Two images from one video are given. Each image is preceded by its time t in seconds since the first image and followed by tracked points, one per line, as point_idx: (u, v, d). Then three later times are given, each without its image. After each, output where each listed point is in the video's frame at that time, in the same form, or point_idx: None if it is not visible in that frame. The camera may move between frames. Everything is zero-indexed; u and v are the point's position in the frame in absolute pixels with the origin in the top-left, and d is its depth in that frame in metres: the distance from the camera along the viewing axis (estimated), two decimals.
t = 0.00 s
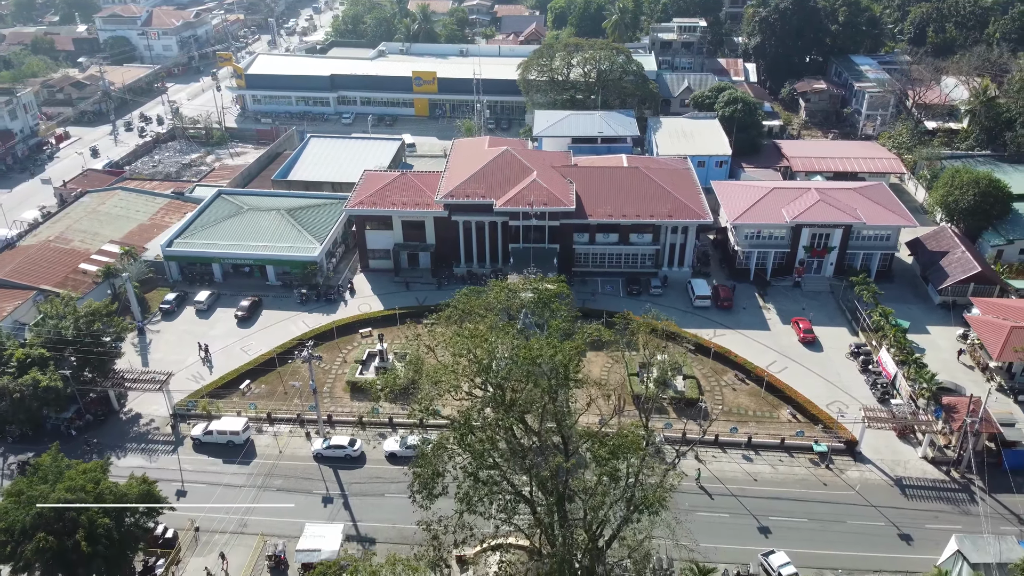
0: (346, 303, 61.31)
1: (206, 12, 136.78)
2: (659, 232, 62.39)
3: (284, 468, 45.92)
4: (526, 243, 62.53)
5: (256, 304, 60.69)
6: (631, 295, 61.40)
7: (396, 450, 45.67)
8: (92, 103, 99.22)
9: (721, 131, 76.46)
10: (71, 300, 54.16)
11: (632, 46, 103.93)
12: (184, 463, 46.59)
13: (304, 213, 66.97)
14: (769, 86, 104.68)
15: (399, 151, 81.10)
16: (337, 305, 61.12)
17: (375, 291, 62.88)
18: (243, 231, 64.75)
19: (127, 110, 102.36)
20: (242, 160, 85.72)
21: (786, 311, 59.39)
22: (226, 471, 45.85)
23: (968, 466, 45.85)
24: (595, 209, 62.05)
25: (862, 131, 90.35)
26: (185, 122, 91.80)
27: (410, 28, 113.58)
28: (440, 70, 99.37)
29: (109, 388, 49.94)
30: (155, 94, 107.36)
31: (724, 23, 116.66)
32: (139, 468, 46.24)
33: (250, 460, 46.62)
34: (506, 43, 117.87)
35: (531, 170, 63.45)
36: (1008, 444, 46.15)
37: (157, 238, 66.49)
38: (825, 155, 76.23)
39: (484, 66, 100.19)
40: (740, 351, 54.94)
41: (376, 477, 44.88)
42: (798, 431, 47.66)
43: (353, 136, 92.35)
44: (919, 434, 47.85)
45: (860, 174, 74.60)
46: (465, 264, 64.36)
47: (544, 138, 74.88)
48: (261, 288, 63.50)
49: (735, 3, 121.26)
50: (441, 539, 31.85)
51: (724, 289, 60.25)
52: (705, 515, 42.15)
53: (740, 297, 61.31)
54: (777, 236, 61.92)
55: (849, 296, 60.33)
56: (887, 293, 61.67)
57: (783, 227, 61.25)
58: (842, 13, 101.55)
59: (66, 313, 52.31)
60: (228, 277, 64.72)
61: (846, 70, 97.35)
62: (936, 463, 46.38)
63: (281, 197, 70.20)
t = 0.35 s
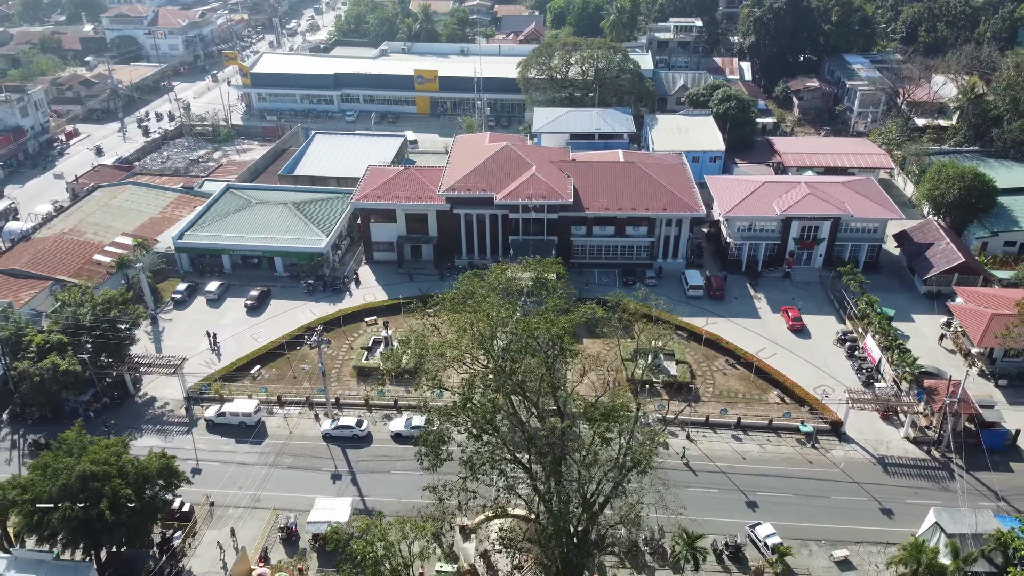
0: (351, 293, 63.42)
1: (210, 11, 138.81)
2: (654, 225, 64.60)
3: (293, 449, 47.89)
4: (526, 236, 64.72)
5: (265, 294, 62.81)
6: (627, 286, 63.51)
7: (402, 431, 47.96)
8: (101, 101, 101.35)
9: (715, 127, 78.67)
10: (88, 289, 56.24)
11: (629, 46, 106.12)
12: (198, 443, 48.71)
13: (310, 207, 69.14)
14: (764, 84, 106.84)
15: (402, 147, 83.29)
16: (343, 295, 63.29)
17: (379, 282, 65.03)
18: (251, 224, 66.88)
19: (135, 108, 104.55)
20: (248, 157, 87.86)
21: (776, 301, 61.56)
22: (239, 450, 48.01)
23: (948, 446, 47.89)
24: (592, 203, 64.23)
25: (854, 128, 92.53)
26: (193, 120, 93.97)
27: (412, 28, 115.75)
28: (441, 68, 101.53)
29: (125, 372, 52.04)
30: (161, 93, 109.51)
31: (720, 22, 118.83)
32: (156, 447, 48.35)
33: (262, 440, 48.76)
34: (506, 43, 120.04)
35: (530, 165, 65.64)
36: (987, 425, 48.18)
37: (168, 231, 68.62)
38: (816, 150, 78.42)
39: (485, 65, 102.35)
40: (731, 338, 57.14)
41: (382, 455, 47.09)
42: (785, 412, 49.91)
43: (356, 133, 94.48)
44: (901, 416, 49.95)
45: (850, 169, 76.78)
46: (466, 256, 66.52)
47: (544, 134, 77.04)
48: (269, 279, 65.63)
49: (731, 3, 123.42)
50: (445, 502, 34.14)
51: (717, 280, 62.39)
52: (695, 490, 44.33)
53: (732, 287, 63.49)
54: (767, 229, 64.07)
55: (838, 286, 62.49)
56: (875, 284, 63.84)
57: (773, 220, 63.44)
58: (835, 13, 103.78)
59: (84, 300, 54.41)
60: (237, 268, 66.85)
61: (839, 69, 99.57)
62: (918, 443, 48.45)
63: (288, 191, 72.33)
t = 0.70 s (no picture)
0: (357, 284, 65.56)
1: (215, 11, 140.89)
2: (649, 218, 66.78)
3: (303, 430, 50.08)
4: (526, 228, 66.87)
5: (273, 284, 64.99)
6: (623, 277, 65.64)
7: (407, 412, 50.04)
8: (109, 99, 103.49)
9: (710, 124, 80.87)
10: (104, 279, 58.34)
11: (627, 45, 108.31)
12: (211, 424, 50.86)
13: (317, 201, 71.30)
14: (758, 82, 108.97)
15: (405, 144, 85.49)
16: (349, 286, 65.42)
17: (383, 273, 67.20)
18: (260, 217, 69.07)
19: (142, 105, 106.71)
20: (254, 153, 90.06)
21: (767, 291, 63.72)
22: (251, 431, 50.19)
23: (929, 427, 49.94)
24: (590, 196, 66.40)
25: (846, 125, 94.72)
26: (200, 117, 96.17)
27: (414, 28, 117.95)
28: (443, 67, 103.70)
29: (139, 357, 54.02)
30: (168, 91, 111.70)
31: (716, 22, 121.00)
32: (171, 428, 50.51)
33: (273, 422, 50.94)
34: (506, 42, 122.22)
35: (529, 160, 67.79)
36: (967, 407, 50.17)
37: (179, 224, 70.82)
38: (808, 146, 80.64)
39: (485, 64, 104.55)
40: (723, 326, 59.30)
41: (388, 435, 49.30)
42: (773, 395, 52.10)
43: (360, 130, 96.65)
44: (885, 399, 52.05)
45: (841, 165, 78.97)
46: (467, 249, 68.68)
47: (543, 130, 79.28)
48: (277, 270, 67.82)
49: (727, 3, 125.56)
50: (449, 472, 36.42)
51: (710, 271, 64.56)
52: (686, 467, 46.51)
53: (724, 278, 65.66)
54: (759, 222, 66.23)
55: (826, 277, 64.66)
56: (862, 275, 66.05)
57: (764, 213, 65.62)
58: (828, 14, 106.08)
59: (100, 289, 56.53)
60: (245, 260, 69.05)
61: (832, 68, 101.78)
62: (900, 424, 50.51)
63: (295, 186, 74.48)
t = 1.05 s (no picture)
0: (362, 275, 67.74)
1: (219, 10, 143.04)
2: (645, 211, 68.99)
3: (312, 412, 52.27)
4: (525, 221, 69.06)
5: (281, 275, 67.20)
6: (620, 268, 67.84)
7: (411, 396, 52.37)
8: (117, 97, 105.66)
9: (704, 121, 83.11)
10: (119, 269, 60.46)
11: (624, 44, 110.50)
12: (224, 406, 53.06)
13: (322, 195, 73.50)
14: (753, 80, 111.13)
15: (407, 140, 87.68)
16: (354, 277, 67.60)
17: (387, 265, 69.41)
18: (267, 210, 71.28)
19: (149, 103, 108.90)
20: (260, 150, 92.28)
21: (758, 281, 65.94)
22: (262, 413, 52.40)
23: (912, 409, 52.04)
24: (587, 190, 68.58)
25: (838, 122, 96.96)
26: (207, 115, 98.37)
27: (415, 28, 120.20)
28: (444, 66, 105.89)
29: (154, 343, 56.31)
30: (174, 90, 113.93)
31: (712, 22, 123.21)
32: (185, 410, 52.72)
33: (283, 404, 53.13)
34: (506, 41, 124.48)
35: (529, 155, 69.98)
36: (949, 390, 52.18)
37: (189, 218, 73.04)
38: (800, 143, 82.91)
39: (486, 63, 106.76)
40: (716, 314, 61.53)
41: (394, 417, 51.50)
42: (762, 379, 54.39)
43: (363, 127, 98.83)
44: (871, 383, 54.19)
45: (832, 161, 81.20)
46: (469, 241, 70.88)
47: (542, 127, 81.52)
48: (284, 262, 70.04)
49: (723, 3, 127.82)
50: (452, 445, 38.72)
51: (703, 263, 66.78)
52: (678, 446, 48.73)
53: (717, 269, 67.88)
54: (751, 215, 68.45)
55: (816, 268, 66.87)
56: (851, 266, 68.27)
57: (756, 206, 67.84)
58: (821, 14, 108.37)
59: (116, 278, 58.64)
60: (254, 253, 71.26)
61: (825, 67, 104.01)
62: (885, 407, 52.62)
63: (301, 180, 76.65)
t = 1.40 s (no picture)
0: (366, 267, 69.99)
1: (223, 10, 145.25)
2: (641, 205, 71.20)
3: (320, 396, 54.52)
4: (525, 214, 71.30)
5: (288, 267, 69.44)
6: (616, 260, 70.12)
7: (415, 380, 54.56)
8: (125, 95, 107.89)
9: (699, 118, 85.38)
10: (133, 260, 62.72)
11: (622, 44, 112.71)
12: (236, 390, 55.31)
13: (328, 190, 75.72)
14: (749, 78, 113.34)
15: (409, 137, 89.89)
16: (359, 269, 69.84)
17: (391, 257, 71.68)
18: (275, 204, 73.52)
19: (156, 101, 111.14)
20: (266, 147, 94.53)
21: (750, 273, 68.18)
22: (272, 397, 54.65)
23: (896, 393, 54.26)
24: (585, 184, 70.81)
25: (831, 120, 99.22)
26: (213, 112, 100.59)
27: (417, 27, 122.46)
28: (445, 65, 108.11)
29: (167, 331, 58.53)
30: (181, 88, 116.21)
31: (709, 22, 125.44)
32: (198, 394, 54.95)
33: (292, 389, 55.38)
34: (506, 41, 126.77)
35: (528, 151, 72.24)
36: (931, 375, 54.34)
37: (199, 212, 75.31)
38: (792, 139, 85.17)
39: (486, 62, 109.04)
40: (708, 304, 63.82)
41: (399, 400, 53.74)
42: (752, 364, 56.67)
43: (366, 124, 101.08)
44: (856, 368, 56.44)
45: (823, 157, 83.45)
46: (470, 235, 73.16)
47: (541, 124, 83.81)
48: (291, 254, 72.30)
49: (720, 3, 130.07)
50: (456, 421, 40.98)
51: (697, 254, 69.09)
52: (671, 428, 50.97)
53: (710, 261, 70.14)
54: (743, 209, 70.74)
55: (806, 260, 69.14)
56: (840, 259, 70.52)
57: (748, 200, 70.12)
58: (815, 14, 110.61)
59: (130, 268, 60.87)
60: (262, 245, 73.51)
61: (818, 66, 106.24)
62: (869, 391, 54.84)
63: (306, 175, 78.82)
